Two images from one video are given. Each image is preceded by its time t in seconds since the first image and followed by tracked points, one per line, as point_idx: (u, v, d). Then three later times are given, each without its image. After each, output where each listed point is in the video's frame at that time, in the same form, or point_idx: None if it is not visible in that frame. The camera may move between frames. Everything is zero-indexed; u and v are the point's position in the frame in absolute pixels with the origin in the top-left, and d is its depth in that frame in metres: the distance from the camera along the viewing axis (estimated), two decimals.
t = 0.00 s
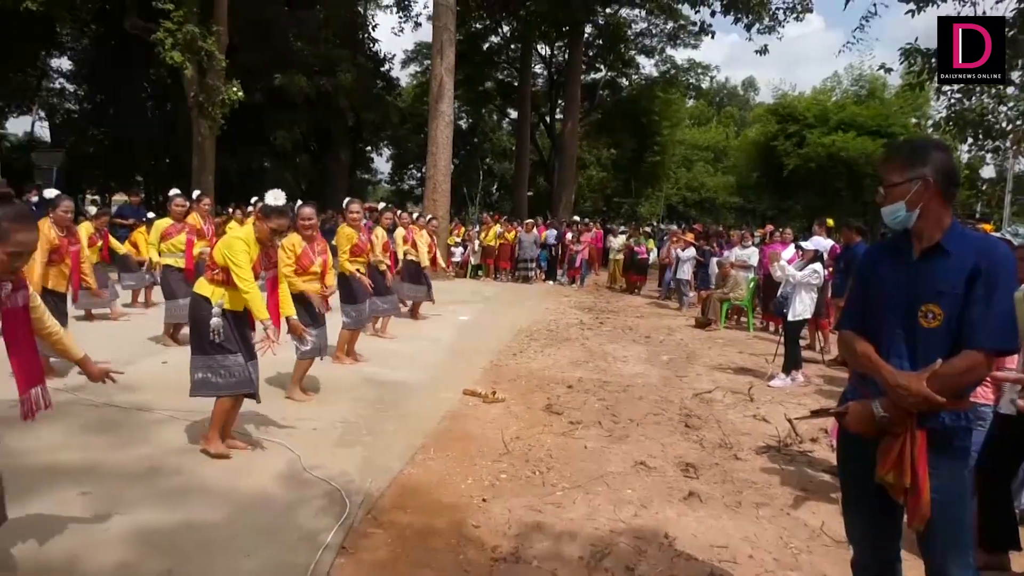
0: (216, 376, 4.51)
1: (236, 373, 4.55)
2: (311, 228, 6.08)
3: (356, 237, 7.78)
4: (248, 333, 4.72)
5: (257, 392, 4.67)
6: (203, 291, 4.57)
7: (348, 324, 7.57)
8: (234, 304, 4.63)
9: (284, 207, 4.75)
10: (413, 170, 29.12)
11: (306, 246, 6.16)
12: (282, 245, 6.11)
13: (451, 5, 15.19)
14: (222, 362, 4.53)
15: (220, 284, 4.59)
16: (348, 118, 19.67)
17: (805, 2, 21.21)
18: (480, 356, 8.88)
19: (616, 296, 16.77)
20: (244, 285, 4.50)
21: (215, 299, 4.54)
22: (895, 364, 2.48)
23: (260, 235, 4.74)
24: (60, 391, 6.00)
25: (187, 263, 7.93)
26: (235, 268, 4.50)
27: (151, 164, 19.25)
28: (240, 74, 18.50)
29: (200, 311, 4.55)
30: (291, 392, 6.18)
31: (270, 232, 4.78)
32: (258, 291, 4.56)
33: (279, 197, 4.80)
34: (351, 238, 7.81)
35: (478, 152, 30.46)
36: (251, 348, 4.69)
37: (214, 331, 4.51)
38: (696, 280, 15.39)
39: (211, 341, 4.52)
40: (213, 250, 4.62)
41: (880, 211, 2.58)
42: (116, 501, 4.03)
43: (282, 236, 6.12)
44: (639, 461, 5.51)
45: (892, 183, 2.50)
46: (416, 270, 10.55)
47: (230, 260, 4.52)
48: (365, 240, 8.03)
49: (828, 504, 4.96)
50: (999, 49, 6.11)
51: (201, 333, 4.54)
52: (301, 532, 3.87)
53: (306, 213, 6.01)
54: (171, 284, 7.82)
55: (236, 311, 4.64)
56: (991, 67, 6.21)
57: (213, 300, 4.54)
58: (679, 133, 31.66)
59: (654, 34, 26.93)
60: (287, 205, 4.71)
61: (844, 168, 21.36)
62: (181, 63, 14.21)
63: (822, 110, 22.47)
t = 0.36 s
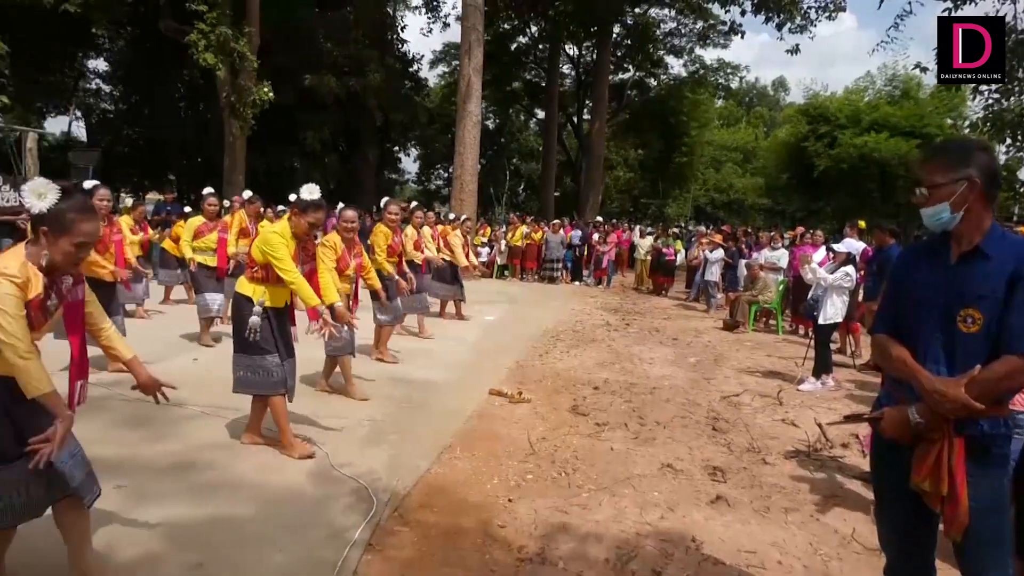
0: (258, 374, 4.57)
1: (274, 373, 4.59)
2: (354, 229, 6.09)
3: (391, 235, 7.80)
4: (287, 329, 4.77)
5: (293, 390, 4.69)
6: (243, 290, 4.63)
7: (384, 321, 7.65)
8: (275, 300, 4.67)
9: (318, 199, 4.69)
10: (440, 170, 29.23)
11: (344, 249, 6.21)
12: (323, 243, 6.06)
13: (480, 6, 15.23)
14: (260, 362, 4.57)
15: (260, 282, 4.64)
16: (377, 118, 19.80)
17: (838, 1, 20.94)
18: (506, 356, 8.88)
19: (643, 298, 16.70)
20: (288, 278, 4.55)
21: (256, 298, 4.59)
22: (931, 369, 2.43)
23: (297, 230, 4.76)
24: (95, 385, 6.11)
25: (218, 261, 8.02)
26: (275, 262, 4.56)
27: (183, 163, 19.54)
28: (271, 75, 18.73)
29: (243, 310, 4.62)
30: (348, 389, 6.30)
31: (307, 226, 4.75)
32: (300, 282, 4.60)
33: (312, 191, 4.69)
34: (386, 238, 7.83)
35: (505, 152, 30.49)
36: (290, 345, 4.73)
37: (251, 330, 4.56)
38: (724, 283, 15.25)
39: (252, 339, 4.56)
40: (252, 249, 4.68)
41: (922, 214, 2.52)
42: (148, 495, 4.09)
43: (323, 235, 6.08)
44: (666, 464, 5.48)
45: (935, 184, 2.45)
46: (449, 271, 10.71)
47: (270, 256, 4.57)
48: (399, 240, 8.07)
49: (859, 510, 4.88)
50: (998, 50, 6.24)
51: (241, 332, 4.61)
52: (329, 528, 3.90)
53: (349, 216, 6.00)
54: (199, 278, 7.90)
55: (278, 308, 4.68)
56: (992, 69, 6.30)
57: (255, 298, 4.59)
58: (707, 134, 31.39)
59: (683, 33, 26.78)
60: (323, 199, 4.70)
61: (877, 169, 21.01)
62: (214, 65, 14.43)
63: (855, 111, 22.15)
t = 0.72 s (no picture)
0: (290, 377, 4.60)
1: (309, 376, 4.62)
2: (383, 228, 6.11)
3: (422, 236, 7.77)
4: (322, 331, 4.80)
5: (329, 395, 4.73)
6: (284, 292, 4.66)
7: (406, 323, 7.75)
8: (315, 303, 4.71)
9: (355, 198, 4.75)
10: (461, 172, 29.33)
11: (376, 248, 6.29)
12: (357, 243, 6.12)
13: (501, 8, 15.25)
14: (298, 365, 4.61)
15: (302, 285, 4.68)
16: (399, 120, 19.89)
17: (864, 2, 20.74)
18: (527, 358, 8.88)
19: (664, 301, 16.61)
20: (332, 279, 4.54)
21: (297, 300, 4.62)
22: (961, 374, 2.40)
23: (338, 230, 4.77)
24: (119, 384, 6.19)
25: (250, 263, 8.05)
26: (316, 266, 4.56)
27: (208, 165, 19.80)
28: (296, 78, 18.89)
29: (282, 311, 4.64)
30: (371, 390, 6.35)
31: (346, 225, 4.78)
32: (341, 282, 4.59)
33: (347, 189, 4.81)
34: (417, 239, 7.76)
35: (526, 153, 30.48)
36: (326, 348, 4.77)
37: (293, 332, 4.59)
38: (746, 286, 15.14)
39: (290, 342, 4.60)
40: (292, 251, 4.70)
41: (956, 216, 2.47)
42: (174, 492, 4.15)
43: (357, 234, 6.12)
44: (688, 468, 5.44)
45: (973, 187, 2.39)
46: (477, 272, 10.75)
47: (311, 257, 4.57)
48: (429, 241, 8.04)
49: (886, 518, 4.80)
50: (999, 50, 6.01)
51: (281, 334, 4.64)
52: (351, 528, 3.92)
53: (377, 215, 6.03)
54: (229, 281, 7.95)
55: (318, 311, 4.72)
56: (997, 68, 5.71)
57: (296, 301, 4.63)
58: (730, 136, 31.20)
59: (705, 35, 26.66)
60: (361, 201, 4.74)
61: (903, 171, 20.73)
62: (239, 68, 14.60)
63: (881, 113, 21.91)
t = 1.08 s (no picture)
0: (326, 386, 4.64)
1: (349, 385, 4.66)
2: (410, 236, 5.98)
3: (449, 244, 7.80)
4: (366, 338, 4.81)
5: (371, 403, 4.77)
6: (323, 298, 4.68)
7: (447, 331, 7.72)
8: (352, 311, 4.73)
9: (388, 202, 4.72)
10: (485, 174, 29.38)
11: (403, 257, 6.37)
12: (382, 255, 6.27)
13: (527, 11, 15.25)
14: (337, 372, 4.65)
15: (339, 290, 4.69)
16: (423, 122, 19.97)
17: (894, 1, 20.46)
18: (552, 360, 8.86)
19: (690, 303, 16.49)
20: (358, 295, 4.52)
21: (336, 306, 4.65)
22: (1000, 381, 2.36)
23: (374, 234, 4.73)
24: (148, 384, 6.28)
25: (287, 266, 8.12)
26: (347, 280, 4.56)
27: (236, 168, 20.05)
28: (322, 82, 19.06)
29: (322, 318, 4.67)
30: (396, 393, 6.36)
31: (381, 225, 4.71)
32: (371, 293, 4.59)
33: (377, 190, 5.00)
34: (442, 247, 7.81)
35: (550, 156, 30.42)
36: (368, 357, 4.79)
37: (334, 339, 4.62)
38: (773, 289, 14.98)
39: (328, 348, 4.63)
40: (329, 258, 4.71)
41: (993, 217, 2.45)
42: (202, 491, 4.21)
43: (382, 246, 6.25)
44: (714, 472, 5.39)
45: (1013, 189, 2.35)
46: (507, 272, 10.71)
47: (343, 267, 4.58)
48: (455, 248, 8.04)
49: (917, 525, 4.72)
50: (997, 49, 6.22)
51: (320, 341, 4.66)
52: (376, 529, 3.94)
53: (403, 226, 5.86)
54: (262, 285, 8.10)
55: (357, 317, 4.73)
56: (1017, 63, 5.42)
57: (335, 307, 4.65)
58: (757, 137, 30.91)
59: (731, 36, 26.46)
60: (394, 204, 4.67)
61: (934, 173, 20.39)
62: (267, 72, 14.78)
63: (911, 113, 21.57)
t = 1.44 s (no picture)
0: (366, 384, 4.69)
1: (389, 384, 4.70)
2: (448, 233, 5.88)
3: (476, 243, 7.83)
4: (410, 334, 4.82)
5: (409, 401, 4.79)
6: (366, 301, 4.72)
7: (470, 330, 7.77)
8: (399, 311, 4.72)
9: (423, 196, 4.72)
10: (511, 178, 29.41)
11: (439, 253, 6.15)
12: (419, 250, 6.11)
13: (553, 13, 15.24)
14: (377, 372, 4.68)
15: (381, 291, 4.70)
16: (450, 125, 20.04)
17: None
18: (580, 364, 8.83)
19: (718, 306, 16.34)
20: (393, 293, 4.51)
21: (380, 308, 4.67)
22: None
23: (411, 228, 4.74)
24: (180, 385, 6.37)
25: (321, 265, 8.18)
26: (386, 277, 4.56)
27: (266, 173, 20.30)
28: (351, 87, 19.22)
29: (366, 318, 4.71)
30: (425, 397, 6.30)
31: (418, 219, 4.73)
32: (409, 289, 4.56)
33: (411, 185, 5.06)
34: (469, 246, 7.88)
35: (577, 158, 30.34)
36: (411, 353, 4.80)
37: (374, 338, 4.65)
38: (804, 291, 14.79)
39: (370, 347, 4.68)
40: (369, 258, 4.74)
41: None
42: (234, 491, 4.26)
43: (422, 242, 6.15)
44: (745, 477, 5.34)
45: None
46: (544, 277, 10.74)
47: (381, 264, 4.59)
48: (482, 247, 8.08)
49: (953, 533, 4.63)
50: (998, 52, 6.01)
51: (362, 340, 4.71)
52: (404, 531, 3.96)
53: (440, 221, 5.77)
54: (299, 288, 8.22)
55: (400, 316, 4.73)
56: None
57: (379, 308, 4.67)
58: (786, 138, 30.56)
59: (760, 36, 26.22)
60: (428, 199, 4.68)
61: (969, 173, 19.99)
62: (296, 77, 14.95)
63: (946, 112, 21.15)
